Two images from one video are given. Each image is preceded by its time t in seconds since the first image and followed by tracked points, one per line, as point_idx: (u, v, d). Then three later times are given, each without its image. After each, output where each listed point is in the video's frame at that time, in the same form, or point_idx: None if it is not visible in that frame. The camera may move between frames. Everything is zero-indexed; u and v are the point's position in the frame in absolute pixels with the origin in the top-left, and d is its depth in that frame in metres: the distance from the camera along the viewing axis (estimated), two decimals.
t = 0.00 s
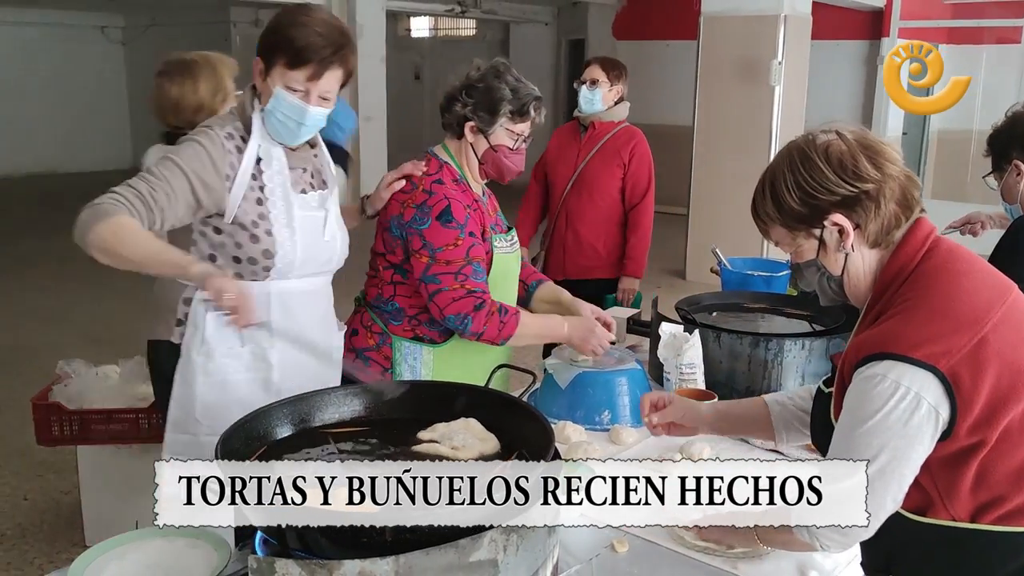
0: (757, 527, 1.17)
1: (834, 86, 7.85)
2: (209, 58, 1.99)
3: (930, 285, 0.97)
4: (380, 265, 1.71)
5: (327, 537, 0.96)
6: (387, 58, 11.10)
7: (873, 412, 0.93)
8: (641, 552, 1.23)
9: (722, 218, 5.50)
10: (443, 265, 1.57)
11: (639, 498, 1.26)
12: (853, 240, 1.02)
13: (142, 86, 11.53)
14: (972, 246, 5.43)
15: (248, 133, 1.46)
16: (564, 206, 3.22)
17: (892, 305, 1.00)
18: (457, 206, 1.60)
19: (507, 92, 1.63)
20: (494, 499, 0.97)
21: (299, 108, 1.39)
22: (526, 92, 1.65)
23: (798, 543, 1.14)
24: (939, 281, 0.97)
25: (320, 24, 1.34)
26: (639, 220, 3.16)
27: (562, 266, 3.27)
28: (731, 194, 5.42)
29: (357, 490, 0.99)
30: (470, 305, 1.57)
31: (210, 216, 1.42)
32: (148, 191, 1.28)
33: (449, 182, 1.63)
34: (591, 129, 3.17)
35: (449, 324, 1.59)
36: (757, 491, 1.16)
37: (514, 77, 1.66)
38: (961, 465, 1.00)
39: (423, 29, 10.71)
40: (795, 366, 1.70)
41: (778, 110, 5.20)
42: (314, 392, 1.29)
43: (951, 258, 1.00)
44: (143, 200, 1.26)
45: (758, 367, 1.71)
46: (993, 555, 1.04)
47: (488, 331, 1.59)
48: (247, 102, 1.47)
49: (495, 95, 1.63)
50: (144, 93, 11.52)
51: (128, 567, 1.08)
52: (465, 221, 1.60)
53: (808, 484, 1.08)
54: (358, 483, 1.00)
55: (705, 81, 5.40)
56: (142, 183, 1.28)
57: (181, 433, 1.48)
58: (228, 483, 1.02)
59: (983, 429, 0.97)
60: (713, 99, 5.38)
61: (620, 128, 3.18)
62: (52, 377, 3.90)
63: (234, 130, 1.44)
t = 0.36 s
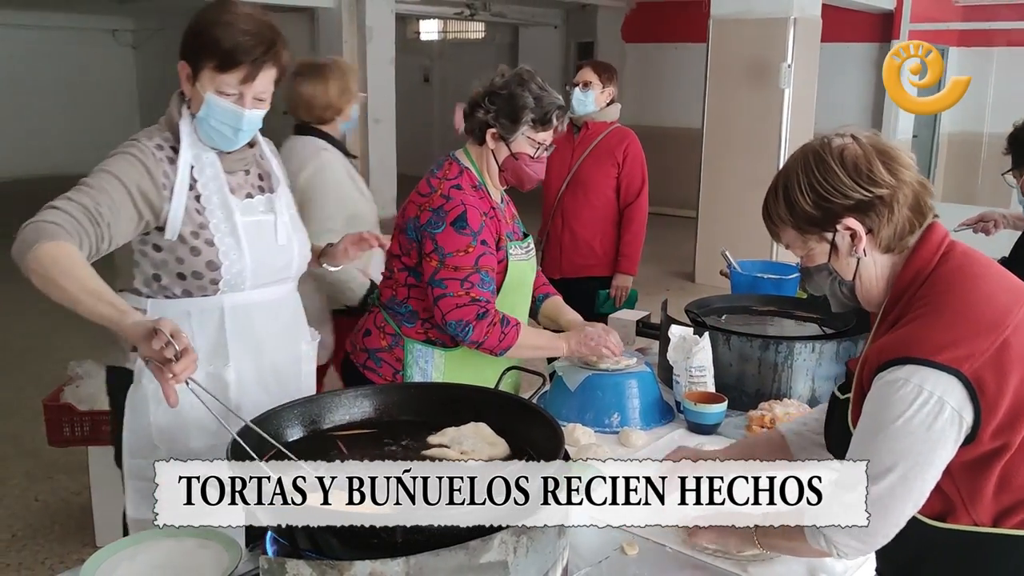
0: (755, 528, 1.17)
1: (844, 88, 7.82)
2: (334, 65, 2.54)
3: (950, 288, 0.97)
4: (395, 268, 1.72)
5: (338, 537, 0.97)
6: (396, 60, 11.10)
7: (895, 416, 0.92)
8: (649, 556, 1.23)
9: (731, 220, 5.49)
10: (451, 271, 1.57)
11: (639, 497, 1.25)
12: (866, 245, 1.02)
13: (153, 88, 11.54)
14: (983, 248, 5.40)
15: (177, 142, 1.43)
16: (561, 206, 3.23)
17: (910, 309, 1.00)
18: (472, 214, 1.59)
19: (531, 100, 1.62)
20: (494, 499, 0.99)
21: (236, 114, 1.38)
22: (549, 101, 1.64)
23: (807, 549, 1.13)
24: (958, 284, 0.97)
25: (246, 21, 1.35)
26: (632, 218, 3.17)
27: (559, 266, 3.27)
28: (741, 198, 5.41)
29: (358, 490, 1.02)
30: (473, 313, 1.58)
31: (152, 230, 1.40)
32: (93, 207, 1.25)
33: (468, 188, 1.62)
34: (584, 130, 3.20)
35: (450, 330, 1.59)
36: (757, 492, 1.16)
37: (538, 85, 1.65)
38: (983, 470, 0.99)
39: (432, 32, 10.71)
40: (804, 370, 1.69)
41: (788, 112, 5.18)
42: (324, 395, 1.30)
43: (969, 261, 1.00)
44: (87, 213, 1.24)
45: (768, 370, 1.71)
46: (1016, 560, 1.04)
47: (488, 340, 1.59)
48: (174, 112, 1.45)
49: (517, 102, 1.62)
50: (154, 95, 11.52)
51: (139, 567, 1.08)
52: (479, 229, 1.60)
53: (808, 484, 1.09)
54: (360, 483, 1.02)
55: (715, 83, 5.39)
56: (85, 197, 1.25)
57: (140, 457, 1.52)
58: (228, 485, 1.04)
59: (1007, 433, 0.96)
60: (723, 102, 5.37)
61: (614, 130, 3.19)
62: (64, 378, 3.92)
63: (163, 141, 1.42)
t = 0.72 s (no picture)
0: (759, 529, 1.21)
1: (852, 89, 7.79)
2: (442, 75, 2.98)
3: (958, 289, 0.97)
4: (402, 270, 1.72)
5: (347, 538, 0.97)
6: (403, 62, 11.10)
7: (903, 417, 0.92)
8: (659, 558, 1.22)
9: (738, 222, 5.48)
10: (462, 275, 1.57)
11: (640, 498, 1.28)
12: (875, 249, 1.02)
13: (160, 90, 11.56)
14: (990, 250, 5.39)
15: (126, 149, 1.40)
16: (569, 209, 3.21)
17: (919, 310, 1.00)
18: (481, 218, 1.60)
19: (539, 104, 1.61)
20: (494, 500, 1.00)
21: (197, 113, 1.37)
22: (557, 104, 1.63)
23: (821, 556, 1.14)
24: (968, 285, 0.97)
25: (198, 13, 1.31)
26: (636, 225, 3.22)
27: (567, 269, 3.25)
28: (749, 201, 5.41)
29: (358, 490, 1.01)
30: (486, 316, 1.58)
31: (99, 242, 1.37)
32: (51, 222, 1.20)
33: (476, 193, 1.63)
34: (588, 135, 3.20)
35: (463, 334, 1.59)
36: (757, 491, 1.23)
37: (546, 89, 1.64)
38: (990, 471, 0.99)
39: (439, 35, 10.65)
40: (812, 372, 1.69)
41: (795, 115, 5.18)
42: (331, 396, 1.30)
43: (980, 262, 1.00)
44: (46, 231, 1.19)
45: (776, 372, 1.71)
46: None
47: (502, 343, 1.59)
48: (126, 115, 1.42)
49: (525, 107, 1.61)
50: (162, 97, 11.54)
51: (150, 568, 1.08)
52: (488, 233, 1.60)
53: (808, 484, 1.19)
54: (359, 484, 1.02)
55: (721, 85, 5.38)
56: (39, 214, 1.20)
57: (91, 482, 1.46)
58: (228, 484, 1.09)
59: (1015, 433, 0.96)
60: (730, 104, 5.36)
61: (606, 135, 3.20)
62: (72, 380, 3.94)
63: (111, 147, 1.38)
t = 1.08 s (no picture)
0: (758, 528, 1.20)
1: (854, 90, 7.79)
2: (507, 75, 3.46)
3: (968, 290, 0.97)
4: (403, 269, 1.73)
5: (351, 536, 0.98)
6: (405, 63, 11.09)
7: (908, 415, 0.92)
8: (662, 556, 1.23)
9: (740, 222, 5.48)
10: (459, 271, 1.58)
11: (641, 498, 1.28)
12: (886, 248, 1.03)
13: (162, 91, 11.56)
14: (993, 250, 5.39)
15: (118, 148, 1.40)
16: (584, 215, 3.22)
17: (928, 309, 1.00)
18: (479, 215, 1.60)
19: (535, 103, 1.61)
20: (494, 500, 0.99)
21: (200, 110, 1.37)
22: (553, 102, 1.62)
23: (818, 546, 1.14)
24: (978, 286, 0.97)
25: (202, 10, 1.32)
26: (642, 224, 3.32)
27: (584, 273, 3.27)
28: (752, 201, 5.40)
29: (358, 491, 0.99)
30: (481, 314, 1.58)
31: (92, 246, 1.37)
32: (39, 233, 1.21)
33: (474, 191, 1.63)
34: (594, 143, 3.20)
35: (459, 331, 1.59)
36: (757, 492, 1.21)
37: (543, 87, 1.64)
38: (998, 469, 1.00)
39: (441, 36, 10.63)
40: (815, 371, 1.69)
41: (797, 115, 5.17)
42: (336, 394, 1.31)
43: (989, 264, 1.00)
44: (35, 242, 1.19)
45: (779, 372, 1.71)
46: None
47: (498, 340, 1.60)
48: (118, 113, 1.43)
49: (521, 106, 1.61)
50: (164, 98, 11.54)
51: (153, 567, 1.09)
52: (487, 230, 1.60)
53: (808, 484, 1.14)
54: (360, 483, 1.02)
55: (723, 86, 5.38)
56: (26, 225, 1.20)
57: (86, 491, 1.46)
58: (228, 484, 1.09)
59: None
60: (732, 105, 5.36)
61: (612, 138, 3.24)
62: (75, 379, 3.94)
63: (102, 147, 1.38)
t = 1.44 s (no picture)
0: (754, 527, 1.20)
1: (852, 89, 7.80)
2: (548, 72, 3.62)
3: (966, 287, 0.97)
4: (396, 269, 1.74)
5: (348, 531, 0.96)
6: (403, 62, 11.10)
7: (907, 412, 0.93)
8: (659, 551, 1.24)
9: (737, 220, 5.49)
10: (467, 268, 1.59)
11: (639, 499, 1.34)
12: (886, 243, 1.03)
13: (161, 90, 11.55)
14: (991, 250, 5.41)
15: (129, 142, 1.41)
16: (576, 204, 3.28)
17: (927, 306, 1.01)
18: (474, 211, 1.60)
19: (520, 101, 1.61)
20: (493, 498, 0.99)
21: (216, 111, 1.39)
22: (538, 99, 1.62)
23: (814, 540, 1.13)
24: (976, 284, 0.98)
25: (220, 12, 1.33)
26: (634, 212, 3.41)
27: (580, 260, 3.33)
28: (750, 200, 5.41)
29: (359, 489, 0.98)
30: (498, 307, 1.59)
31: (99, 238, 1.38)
32: (26, 221, 1.22)
33: (466, 187, 1.64)
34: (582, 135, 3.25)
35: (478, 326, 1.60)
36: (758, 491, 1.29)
37: (527, 84, 1.63)
38: (998, 466, 1.00)
39: (440, 36, 10.66)
40: (812, 368, 1.70)
41: (795, 114, 5.18)
42: (334, 390, 1.31)
43: (986, 261, 1.01)
44: (22, 229, 1.21)
45: (776, 370, 1.71)
46: None
47: (515, 333, 1.60)
48: (129, 108, 1.44)
49: (507, 105, 1.61)
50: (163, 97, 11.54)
51: (152, 562, 1.09)
52: (484, 225, 1.61)
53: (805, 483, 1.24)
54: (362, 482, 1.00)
55: (722, 85, 5.38)
56: (17, 211, 1.22)
57: (91, 483, 1.46)
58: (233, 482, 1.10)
59: None
60: (730, 104, 5.36)
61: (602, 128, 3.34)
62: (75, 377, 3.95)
63: (113, 140, 1.39)
